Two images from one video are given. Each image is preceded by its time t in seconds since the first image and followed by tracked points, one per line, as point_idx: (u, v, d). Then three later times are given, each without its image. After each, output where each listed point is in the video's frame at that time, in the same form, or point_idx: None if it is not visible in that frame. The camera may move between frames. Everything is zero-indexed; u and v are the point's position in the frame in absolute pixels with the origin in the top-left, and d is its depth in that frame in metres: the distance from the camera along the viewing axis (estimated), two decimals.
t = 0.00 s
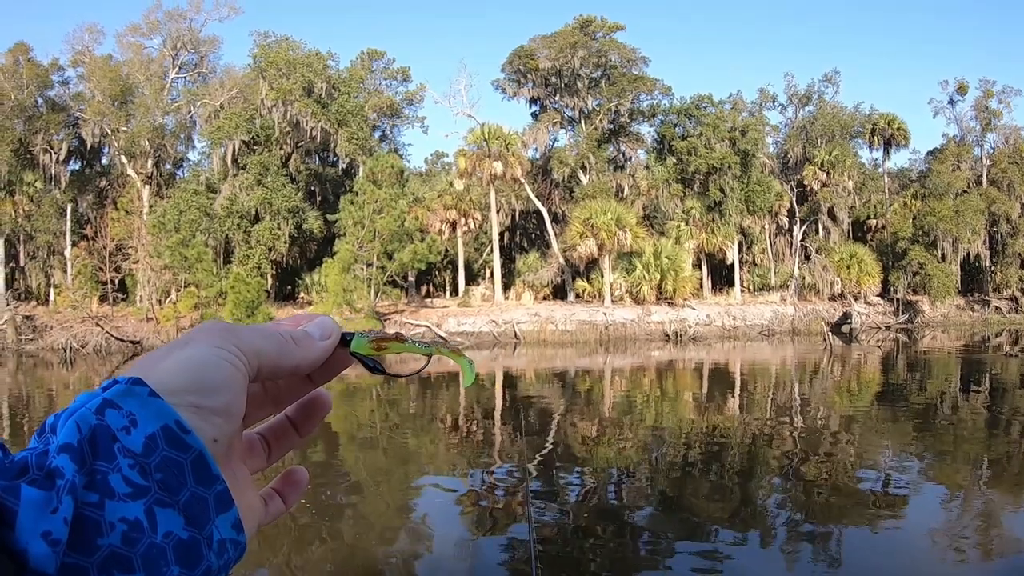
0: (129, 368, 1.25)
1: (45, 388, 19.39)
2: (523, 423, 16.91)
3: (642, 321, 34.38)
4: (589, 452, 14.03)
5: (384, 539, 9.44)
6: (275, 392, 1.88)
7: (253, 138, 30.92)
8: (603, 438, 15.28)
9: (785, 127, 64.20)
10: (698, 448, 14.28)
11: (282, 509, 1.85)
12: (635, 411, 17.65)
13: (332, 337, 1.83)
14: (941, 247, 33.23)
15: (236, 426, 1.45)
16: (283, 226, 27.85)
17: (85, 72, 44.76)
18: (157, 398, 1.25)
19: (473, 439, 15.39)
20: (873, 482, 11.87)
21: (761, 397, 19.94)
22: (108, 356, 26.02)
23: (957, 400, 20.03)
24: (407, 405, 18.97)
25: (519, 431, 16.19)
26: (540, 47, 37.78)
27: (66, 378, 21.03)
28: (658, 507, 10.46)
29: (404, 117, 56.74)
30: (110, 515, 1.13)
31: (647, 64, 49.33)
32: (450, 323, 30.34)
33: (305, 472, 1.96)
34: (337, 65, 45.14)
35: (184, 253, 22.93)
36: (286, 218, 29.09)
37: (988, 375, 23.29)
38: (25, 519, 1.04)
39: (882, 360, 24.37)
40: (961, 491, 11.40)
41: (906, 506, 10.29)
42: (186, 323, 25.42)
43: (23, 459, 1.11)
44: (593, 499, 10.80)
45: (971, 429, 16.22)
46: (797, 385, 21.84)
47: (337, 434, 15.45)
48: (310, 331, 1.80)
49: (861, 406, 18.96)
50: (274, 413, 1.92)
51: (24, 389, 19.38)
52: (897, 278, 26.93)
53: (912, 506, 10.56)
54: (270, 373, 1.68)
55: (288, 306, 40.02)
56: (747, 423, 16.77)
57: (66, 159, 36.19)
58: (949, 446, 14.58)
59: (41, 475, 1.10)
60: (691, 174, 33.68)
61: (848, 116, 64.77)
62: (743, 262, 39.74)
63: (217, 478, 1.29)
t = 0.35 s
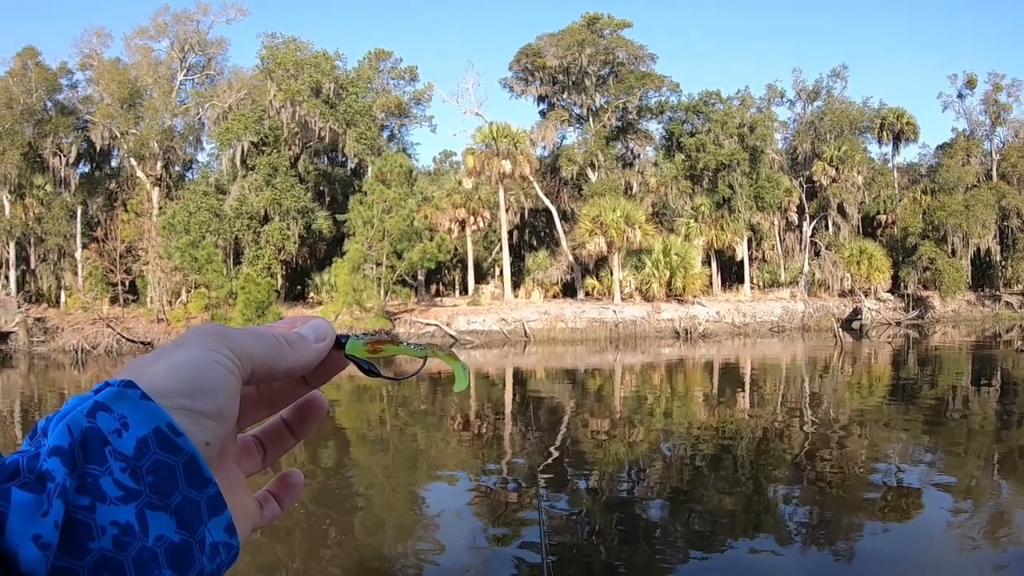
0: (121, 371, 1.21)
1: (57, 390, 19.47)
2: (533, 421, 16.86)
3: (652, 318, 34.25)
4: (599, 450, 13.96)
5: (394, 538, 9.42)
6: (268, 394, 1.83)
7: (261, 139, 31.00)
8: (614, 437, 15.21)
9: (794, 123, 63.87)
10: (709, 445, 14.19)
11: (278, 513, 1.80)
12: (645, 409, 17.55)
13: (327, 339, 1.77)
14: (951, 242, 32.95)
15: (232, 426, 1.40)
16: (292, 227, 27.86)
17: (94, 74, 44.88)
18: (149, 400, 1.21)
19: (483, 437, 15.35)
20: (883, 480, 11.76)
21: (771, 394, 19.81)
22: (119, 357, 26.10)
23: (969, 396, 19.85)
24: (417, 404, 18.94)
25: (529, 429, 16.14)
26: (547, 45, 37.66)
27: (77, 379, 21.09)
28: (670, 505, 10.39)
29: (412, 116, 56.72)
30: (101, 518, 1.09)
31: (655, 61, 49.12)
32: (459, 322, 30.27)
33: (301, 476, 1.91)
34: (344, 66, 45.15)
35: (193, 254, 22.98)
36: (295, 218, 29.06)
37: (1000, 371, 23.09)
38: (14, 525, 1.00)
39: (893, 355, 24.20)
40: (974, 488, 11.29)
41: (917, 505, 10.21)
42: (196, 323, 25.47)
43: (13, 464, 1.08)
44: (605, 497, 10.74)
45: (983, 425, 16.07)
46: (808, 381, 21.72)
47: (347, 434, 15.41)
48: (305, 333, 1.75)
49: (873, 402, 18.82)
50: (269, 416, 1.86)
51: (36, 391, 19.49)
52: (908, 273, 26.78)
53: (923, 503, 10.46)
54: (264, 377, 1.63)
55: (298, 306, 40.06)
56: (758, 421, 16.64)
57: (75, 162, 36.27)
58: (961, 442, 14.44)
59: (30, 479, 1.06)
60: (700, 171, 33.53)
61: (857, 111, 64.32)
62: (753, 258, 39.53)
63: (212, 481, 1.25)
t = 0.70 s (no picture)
0: (125, 369, 1.23)
1: (66, 390, 19.57)
2: (541, 419, 16.88)
3: (660, 316, 34.17)
4: (607, 448, 13.95)
5: (402, 535, 9.46)
6: (272, 390, 1.87)
7: (269, 139, 31.05)
8: (621, 435, 15.22)
9: (802, 120, 63.61)
10: (717, 443, 14.18)
11: (282, 507, 1.83)
12: (653, 407, 17.55)
13: (328, 335, 1.83)
14: (960, 239, 32.75)
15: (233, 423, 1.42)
16: (300, 226, 27.90)
17: (101, 75, 44.94)
18: (152, 397, 1.23)
19: (491, 435, 15.38)
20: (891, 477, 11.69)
21: (780, 392, 19.76)
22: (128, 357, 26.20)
23: (978, 393, 19.74)
24: (425, 402, 18.98)
25: (536, 427, 16.17)
26: (554, 43, 37.55)
27: (86, 379, 21.19)
28: (677, 502, 10.40)
29: (419, 115, 56.73)
30: (105, 515, 1.11)
31: (662, 58, 48.92)
32: (467, 320, 30.30)
33: (304, 471, 1.93)
34: (351, 65, 45.11)
35: (201, 254, 23.06)
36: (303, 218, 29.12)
37: (1009, 368, 22.95)
38: (21, 521, 1.03)
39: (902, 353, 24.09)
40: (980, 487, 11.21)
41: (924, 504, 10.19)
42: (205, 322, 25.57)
43: (19, 461, 1.11)
44: (612, 495, 10.75)
45: (992, 422, 16.00)
46: (815, 379, 21.66)
47: (355, 432, 15.44)
48: (306, 328, 1.80)
49: (881, 399, 18.77)
50: (273, 411, 1.88)
51: (45, 390, 19.60)
52: (915, 271, 26.65)
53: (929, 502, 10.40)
54: (268, 373, 1.67)
55: (306, 305, 40.13)
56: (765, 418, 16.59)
57: (84, 163, 36.38)
58: (969, 440, 14.39)
59: (36, 476, 1.09)
60: (708, 168, 33.41)
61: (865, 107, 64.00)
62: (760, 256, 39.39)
63: (213, 476, 1.27)
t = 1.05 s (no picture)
0: (134, 379, 1.14)
1: (71, 390, 19.57)
2: (546, 422, 16.79)
3: (665, 319, 34.07)
4: (613, 452, 13.84)
5: (406, 538, 9.38)
6: (280, 399, 1.70)
7: (274, 140, 31.05)
8: (626, 438, 15.12)
9: (807, 122, 63.48)
10: (723, 447, 14.06)
11: (290, 516, 1.64)
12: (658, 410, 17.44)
13: (338, 344, 1.66)
14: (966, 243, 32.57)
15: (244, 436, 1.31)
16: (305, 227, 27.88)
17: (108, 75, 45.08)
18: (162, 409, 1.14)
19: (496, 438, 15.29)
20: (897, 482, 11.60)
21: (784, 395, 19.66)
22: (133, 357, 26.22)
23: (984, 397, 19.60)
24: (430, 404, 18.90)
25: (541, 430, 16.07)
26: (559, 45, 37.52)
27: (91, 379, 21.18)
28: (683, 507, 10.29)
29: (425, 116, 56.75)
30: (114, 529, 1.03)
31: (668, 60, 48.84)
32: (472, 322, 30.24)
33: (312, 479, 1.73)
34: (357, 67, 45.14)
35: (207, 255, 23.05)
36: (309, 219, 29.08)
37: (1015, 372, 22.80)
38: (29, 532, 0.96)
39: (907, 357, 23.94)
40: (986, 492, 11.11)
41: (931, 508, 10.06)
42: (210, 323, 25.56)
43: (28, 471, 1.03)
44: (619, 499, 10.63)
45: (999, 426, 15.86)
46: (820, 383, 21.54)
47: (360, 435, 15.35)
48: (315, 339, 1.63)
49: (887, 403, 18.64)
50: (279, 421, 1.71)
51: (51, 390, 19.61)
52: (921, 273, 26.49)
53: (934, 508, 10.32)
54: (275, 381, 1.52)
55: (311, 306, 40.11)
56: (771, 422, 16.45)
57: (90, 163, 36.49)
58: (977, 444, 14.27)
59: (44, 488, 1.01)
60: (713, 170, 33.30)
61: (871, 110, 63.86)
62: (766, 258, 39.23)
63: (224, 488, 1.18)
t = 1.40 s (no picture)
0: (159, 417, 1.24)
1: (75, 388, 19.67)
2: (549, 424, 16.78)
3: (669, 321, 33.96)
4: (615, 455, 13.84)
5: (406, 539, 9.41)
6: (295, 443, 1.73)
7: (280, 140, 31.10)
8: (629, 441, 15.11)
9: (813, 125, 63.24)
10: (725, 450, 14.03)
11: (310, 561, 1.64)
12: (661, 413, 17.41)
13: (349, 385, 1.71)
14: (970, 247, 32.42)
15: (261, 470, 1.39)
16: (310, 227, 27.92)
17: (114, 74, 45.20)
18: (185, 444, 1.23)
19: (499, 439, 15.30)
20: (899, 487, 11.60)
21: (788, 399, 19.60)
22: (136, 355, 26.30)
23: (989, 402, 19.47)
24: (433, 405, 18.92)
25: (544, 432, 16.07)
26: (565, 48, 37.49)
27: (95, 377, 21.26)
28: (684, 511, 10.27)
29: (430, 117, 56.73)
30: (139, 555, 1.11)
31: (673, 63, 48.76)
32: (475, 323, 30.23)
33: (331, 524, 1.73)
34: (362, 68, 45.12)
35: (212, 255, 23.15)
36: (313, 219, 29.12)
37: (1020, 378, 22.65)
38: (60, 556, 1.04)
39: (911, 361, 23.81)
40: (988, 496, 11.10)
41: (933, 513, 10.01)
42: (214, 322, 25.62)
43: (57, 502, 1.12)
44: (620, 501, 10.62)
45: (1003, 431, 15.77)
46: (824, 387, 21.44)
47: (363, 436, 15.38)
48: (328, 380, 1.69)
49: (891, 408, 18.59)
50: (298, 463, 1.73)
51: (55, 388, 19.72)
52: (925, 277, 26.37)
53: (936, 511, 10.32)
54: (292, 423, 1.59)
55: (315, 306, 40.13)
56: (775, 425, 16.41)
57: (96, 162, 36.55)
58: (980, 449, 14.19)
59: (75, 517, 1.10)
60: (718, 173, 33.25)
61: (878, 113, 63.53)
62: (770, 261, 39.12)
63: (245, 520, 1.25)
